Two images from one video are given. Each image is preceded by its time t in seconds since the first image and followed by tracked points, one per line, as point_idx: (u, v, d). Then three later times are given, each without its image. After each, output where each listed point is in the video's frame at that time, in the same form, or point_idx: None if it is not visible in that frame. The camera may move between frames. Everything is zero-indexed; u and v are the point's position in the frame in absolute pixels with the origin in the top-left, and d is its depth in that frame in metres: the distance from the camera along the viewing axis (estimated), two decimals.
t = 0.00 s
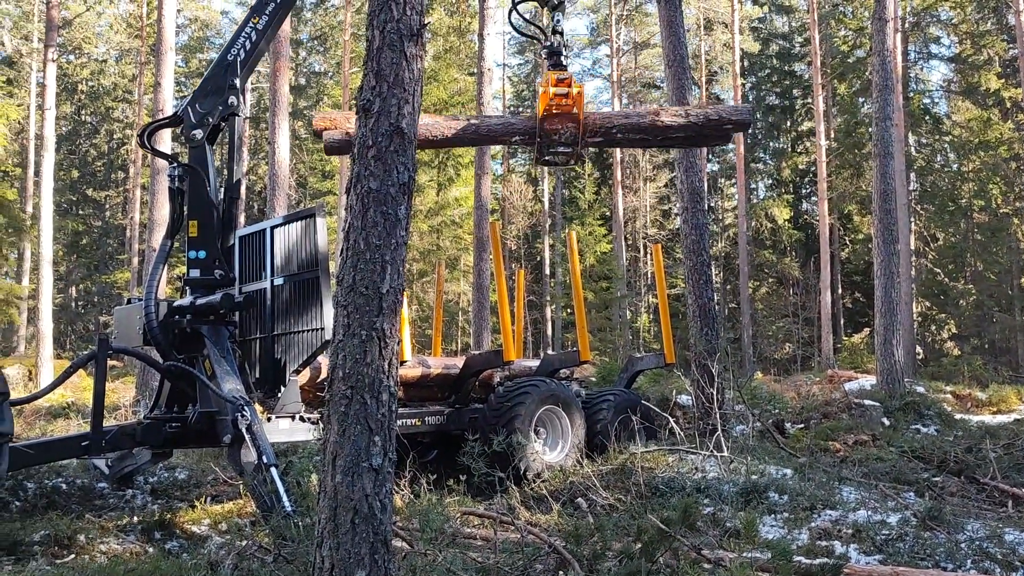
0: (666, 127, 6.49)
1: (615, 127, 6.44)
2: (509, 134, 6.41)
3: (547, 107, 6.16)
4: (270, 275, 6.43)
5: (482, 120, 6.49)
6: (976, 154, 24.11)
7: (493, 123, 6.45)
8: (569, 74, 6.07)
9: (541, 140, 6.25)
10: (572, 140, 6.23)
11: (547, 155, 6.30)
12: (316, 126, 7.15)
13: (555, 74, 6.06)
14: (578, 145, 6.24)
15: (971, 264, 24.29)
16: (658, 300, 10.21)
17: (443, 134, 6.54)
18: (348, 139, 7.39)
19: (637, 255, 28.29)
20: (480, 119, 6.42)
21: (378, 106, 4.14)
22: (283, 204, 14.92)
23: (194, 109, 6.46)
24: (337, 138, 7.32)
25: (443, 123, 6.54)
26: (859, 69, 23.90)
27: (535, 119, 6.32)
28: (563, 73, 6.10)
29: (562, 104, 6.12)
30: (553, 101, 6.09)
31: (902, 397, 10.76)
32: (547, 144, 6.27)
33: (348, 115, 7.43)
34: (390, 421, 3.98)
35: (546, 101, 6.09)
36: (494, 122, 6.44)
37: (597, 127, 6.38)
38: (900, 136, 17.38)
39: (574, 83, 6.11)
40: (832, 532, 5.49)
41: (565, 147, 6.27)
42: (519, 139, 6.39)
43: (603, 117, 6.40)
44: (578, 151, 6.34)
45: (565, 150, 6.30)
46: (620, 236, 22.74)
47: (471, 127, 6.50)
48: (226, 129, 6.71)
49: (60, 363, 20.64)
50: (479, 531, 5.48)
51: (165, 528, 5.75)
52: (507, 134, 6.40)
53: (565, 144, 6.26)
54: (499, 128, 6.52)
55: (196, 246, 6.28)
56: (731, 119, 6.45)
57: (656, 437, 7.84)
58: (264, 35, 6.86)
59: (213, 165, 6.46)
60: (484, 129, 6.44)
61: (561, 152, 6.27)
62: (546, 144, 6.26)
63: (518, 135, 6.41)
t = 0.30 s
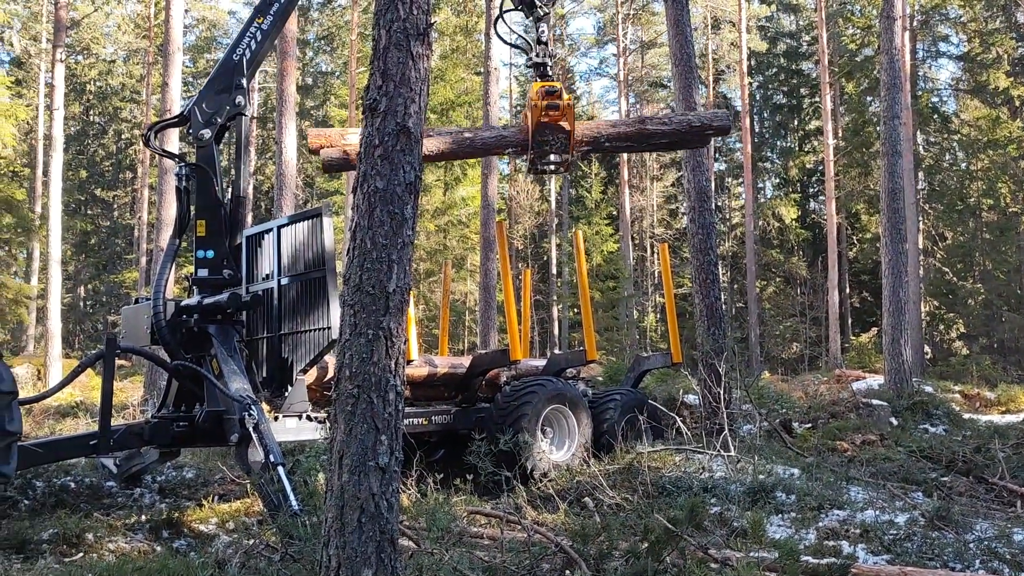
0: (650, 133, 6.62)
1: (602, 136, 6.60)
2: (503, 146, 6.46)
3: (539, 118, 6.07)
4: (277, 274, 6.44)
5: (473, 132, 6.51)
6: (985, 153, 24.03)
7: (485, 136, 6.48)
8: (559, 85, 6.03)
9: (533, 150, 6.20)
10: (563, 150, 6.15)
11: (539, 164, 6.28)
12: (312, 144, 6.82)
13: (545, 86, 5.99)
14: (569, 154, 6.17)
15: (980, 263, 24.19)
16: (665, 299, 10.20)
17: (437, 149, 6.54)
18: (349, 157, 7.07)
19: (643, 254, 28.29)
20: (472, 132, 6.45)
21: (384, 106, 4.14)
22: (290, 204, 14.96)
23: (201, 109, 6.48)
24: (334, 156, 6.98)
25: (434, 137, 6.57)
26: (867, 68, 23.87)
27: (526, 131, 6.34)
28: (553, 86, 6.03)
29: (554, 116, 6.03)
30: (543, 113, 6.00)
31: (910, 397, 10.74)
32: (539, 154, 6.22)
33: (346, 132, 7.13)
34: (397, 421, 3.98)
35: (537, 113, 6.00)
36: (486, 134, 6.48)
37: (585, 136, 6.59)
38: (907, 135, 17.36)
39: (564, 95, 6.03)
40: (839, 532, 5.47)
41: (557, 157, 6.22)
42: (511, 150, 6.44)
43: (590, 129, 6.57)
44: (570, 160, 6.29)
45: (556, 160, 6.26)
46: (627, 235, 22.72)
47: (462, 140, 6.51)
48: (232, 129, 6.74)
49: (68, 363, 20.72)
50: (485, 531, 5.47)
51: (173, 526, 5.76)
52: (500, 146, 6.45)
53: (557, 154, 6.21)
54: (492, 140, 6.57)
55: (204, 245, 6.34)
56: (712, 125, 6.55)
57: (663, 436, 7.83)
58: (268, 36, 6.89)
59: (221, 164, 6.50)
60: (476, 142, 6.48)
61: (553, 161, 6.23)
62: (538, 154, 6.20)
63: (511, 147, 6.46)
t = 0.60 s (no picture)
0: (641, 146, 6.57)
1: (596, 149, 6.48)
2: (501, 159, 6.44)
3: (537, 131, 6.11)
4: (282, 274, 6.44)
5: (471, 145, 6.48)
6: (991, 152, 23.97)
7: (483, 149, 6.45)
8: (555, 100, 6.13)
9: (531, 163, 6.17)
10: (560, 164, 6.16)
11: (535, 176, 6.26)
12: (314, 158, 6.84)
13: (541, 101, 6.09)
14: (566, 167, 6.19)
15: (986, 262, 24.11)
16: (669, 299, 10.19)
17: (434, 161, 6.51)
18: (350, 168, 7.13)
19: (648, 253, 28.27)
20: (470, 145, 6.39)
21: (389, 105, 4.14)
22: (295, 203, 14.99)
23: (208, 109, 6.49)
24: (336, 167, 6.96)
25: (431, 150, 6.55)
26: (873, 66, 23.86)
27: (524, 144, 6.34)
28: (549, 101, 6.13)
29: (552, 129, 6.08)
30: (541, 124, 6.05)
31: (916, 397, 10.71)
32: (537, 166, 6.21)
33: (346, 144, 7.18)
34: (401, 419, 3.98)
35: (535, 125, 6.03)
36: (484, 147, 6.44)
37: (579, 147, 6.46)
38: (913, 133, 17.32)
39: (561, 109, 6.11)
40: (845, 532, 5.46)
41: (552, 169, 6.21)
42: (510, 162, 6.40)
43: (586, 141, 6.47)
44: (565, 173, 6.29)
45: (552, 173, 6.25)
46: (632, 234, 22.70)
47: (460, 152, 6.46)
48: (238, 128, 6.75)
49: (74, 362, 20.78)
50: (489, 530, 5.47)
51: (178, 525, 5.77)
52: (498, 158, 6.40)
53: (553, 167, 6.21)
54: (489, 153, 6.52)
55: (210, 245, 6.35)
56: (698, 138, 6.56)
57: (668, 435, 7.82)
58: (275, 38, 6.91)
59: (227, 165, 6.52)
60: (475, 154, 6.44)
61: (548, 174, 6.22)
62: (536, 166, 6.18)
63: (509, 159, 6.43)
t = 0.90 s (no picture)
0: (631, 156, 6.93)
1: (592, 156, 6.77)
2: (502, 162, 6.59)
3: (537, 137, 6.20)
4: (286, 273, 6.45)
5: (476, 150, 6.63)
6: (996, 151, 23.92)
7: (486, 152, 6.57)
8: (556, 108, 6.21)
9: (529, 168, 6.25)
10: (557, 171, 6.23)
11: (534, 182, 6.35)
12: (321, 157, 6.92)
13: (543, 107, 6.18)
14: (562, 174, 6.26)
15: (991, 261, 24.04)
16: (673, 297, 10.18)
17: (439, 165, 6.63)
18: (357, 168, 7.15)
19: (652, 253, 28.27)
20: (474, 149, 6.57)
21: (393, 104, 4.14)
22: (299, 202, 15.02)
23: (214, 107, 6.50)
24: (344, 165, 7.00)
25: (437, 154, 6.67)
26: (877, 65, 23.85)
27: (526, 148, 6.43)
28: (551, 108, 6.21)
29: (552, 136, 6.15)
30: (542, 132, 6.13)
31: (920, 396, 10.68)
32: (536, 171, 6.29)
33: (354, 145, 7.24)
34: (405, 418, 3.97)
35: (536, 131, 6.13)
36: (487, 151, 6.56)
37: (576, 155, 6.72)
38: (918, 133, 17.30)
39: (561, 117, 6.17)
40: (849, 531, 5.44)
41: (550, 175, 6.28)
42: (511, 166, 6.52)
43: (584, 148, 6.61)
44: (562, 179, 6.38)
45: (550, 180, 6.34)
46: (635, 233, 22.69)
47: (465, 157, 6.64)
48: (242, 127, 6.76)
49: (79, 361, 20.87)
50: (493, 529, 5.47)
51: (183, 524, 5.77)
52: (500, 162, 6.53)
53: (550, 174, 6.30)
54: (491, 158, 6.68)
55: (215, 244, 6.35)
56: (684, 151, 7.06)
57: (672, 434, 7.81)
58: (279, 40, 6.97)
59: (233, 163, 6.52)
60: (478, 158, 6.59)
61: (546, 179, 6.29)
62: (534, 171, 6.26)
63: (511, 164, 6.55)
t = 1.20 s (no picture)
0: (618, 165, 7.36)
1: (583, 166, 7.16)
2: (499, 172, 6.94)
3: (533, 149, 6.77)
4: (289, 272, 6.45)
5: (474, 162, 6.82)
6: (1000, 150, 23.91)
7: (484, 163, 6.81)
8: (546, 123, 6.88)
9: (527, 174, 6.79)
10: (550, 179, 6.84)
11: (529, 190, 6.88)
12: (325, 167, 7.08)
13: (536, 122, 6.82)
14: (554, 183, 6.87)
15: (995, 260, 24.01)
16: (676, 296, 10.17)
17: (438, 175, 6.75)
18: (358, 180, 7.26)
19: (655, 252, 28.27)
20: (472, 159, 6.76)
21: (395, 103, 4.12)
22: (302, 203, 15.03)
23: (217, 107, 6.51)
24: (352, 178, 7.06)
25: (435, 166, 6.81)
26: (881, 64, 23.83)
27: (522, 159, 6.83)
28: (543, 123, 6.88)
29: (546, 148, 6.79)
30: (538, 143, 6.76)
31: (924, 396, 10.66)
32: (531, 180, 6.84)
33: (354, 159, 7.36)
34: (408, 417, 3.98)
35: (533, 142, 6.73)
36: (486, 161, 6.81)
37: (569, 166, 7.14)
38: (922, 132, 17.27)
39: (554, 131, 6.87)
40: (853, 531, 5.42)
41: (544, 185, 6.89)
42: (509, 176, 6.84)
43: (574, 159, 7.13)
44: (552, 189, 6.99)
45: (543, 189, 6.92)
46: (639, 232, 22.68)
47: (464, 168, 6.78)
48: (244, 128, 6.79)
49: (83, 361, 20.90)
50: (497, 528, 5.47)
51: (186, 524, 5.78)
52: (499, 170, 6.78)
53: (543, 183, 6.89)
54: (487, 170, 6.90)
55: (219, 243, 6.37)
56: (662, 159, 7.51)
57: (675, 434, 7.81)
58: (282, 43, 7.01)
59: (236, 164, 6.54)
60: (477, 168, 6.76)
61: (541, 189, 6.89)
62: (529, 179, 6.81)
63: (507, 174, 6.86)
